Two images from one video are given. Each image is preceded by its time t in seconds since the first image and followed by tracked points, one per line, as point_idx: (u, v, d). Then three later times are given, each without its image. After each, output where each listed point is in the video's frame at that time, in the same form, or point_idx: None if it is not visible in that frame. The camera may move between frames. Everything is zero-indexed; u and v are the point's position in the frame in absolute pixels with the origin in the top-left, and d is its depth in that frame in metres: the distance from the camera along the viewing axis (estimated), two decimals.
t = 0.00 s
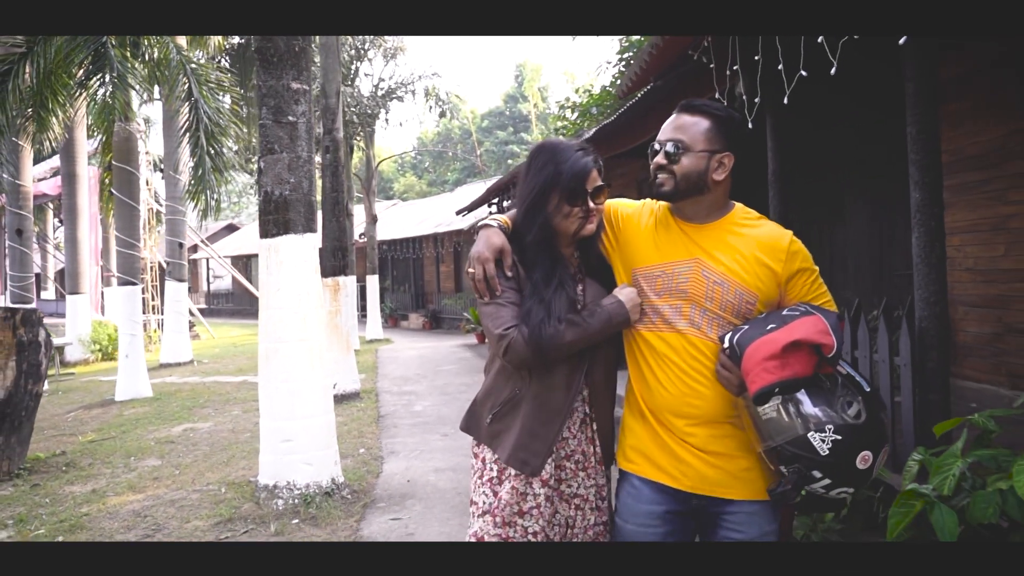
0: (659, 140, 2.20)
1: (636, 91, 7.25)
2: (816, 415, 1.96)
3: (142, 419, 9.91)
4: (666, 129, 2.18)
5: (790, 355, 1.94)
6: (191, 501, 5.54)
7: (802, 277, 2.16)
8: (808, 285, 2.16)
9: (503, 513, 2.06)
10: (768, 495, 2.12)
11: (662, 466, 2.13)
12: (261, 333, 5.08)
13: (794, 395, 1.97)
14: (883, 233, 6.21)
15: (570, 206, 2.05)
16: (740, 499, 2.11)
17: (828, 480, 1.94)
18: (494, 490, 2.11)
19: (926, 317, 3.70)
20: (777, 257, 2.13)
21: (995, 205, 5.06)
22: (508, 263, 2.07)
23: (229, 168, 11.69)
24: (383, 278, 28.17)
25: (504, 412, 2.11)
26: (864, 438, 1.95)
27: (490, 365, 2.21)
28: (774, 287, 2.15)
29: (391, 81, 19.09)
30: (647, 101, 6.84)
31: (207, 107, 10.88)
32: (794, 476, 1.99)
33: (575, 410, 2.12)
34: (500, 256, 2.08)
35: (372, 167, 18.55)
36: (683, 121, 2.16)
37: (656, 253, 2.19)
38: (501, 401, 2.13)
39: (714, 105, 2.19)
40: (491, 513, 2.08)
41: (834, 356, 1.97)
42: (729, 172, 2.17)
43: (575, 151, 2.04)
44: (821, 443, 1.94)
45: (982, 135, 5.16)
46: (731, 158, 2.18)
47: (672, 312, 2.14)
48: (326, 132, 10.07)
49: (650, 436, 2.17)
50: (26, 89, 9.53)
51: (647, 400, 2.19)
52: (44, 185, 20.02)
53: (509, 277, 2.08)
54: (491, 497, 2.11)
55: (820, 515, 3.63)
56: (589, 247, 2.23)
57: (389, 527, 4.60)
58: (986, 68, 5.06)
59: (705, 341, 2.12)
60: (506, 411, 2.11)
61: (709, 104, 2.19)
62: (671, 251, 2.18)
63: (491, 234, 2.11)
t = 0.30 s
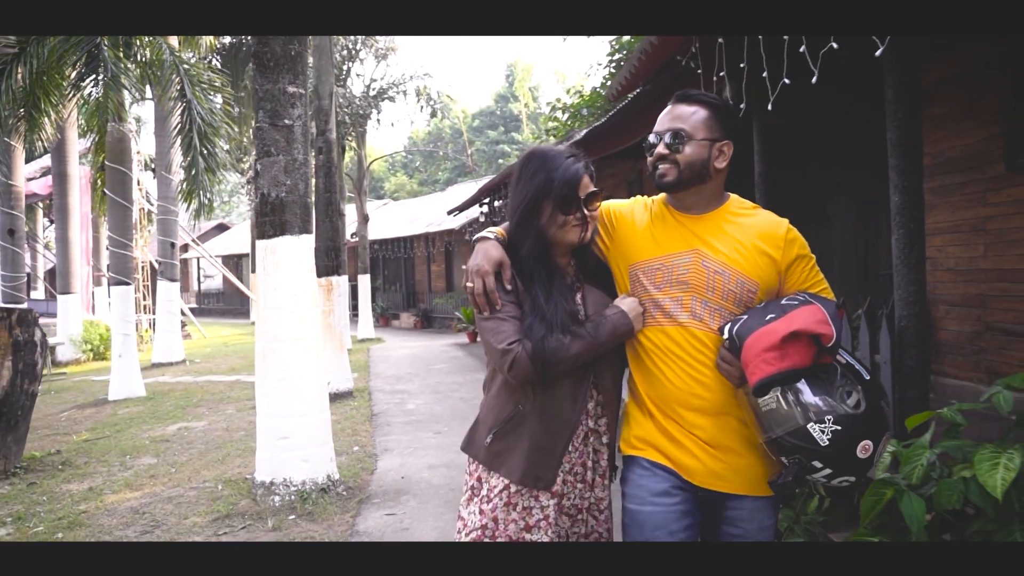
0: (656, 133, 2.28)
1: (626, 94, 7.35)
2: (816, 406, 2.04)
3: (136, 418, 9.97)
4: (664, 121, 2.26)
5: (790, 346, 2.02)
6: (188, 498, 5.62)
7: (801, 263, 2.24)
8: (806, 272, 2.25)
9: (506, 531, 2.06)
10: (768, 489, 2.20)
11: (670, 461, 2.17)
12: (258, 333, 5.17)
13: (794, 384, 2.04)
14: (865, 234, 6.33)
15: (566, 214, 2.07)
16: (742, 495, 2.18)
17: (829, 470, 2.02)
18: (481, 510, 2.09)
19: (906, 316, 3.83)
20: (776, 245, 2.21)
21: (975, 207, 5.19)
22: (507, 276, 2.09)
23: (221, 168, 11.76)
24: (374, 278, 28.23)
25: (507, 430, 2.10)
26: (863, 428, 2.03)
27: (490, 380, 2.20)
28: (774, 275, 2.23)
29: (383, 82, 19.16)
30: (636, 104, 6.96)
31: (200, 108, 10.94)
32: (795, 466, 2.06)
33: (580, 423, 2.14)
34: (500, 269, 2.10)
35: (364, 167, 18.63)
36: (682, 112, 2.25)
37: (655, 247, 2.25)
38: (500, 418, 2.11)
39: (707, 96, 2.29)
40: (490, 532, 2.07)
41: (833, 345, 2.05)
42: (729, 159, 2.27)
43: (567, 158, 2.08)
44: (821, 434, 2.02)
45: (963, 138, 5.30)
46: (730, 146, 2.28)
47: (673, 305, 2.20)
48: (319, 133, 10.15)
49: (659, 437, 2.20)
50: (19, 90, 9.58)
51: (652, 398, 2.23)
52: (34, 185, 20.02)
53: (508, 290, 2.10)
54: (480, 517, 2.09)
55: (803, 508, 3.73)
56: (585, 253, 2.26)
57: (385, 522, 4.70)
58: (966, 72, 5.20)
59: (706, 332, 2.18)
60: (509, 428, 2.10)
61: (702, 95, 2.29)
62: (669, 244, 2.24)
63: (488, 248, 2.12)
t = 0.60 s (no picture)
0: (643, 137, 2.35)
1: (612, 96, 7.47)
2: (817, 410, 2.10)
3: (127, 417, 10.03)
4: (652, 125, 2.33)
5: (795, 350, 2.08)
6: (182, 494, 5.71)
7: (791, 266, 2.32)
8: (797, 273, 2.34)
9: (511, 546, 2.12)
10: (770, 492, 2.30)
11: (675, 469, 2.22)
12: (251, 332, 5.25)
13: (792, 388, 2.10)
14: (844, 234, 6.45)
15: (553, 217, 2.11)
16: (746, 501, 2.27)
17: (831, 472, 2.09)
18: (482, 523, 2.14)
19: (882, 312, 3.95)
20: (768, 248, 2.29)
21: (950, 206, 5.33)
22: (496, 285, 2.10)
23: (211, 168, 11.83)
24: (363, 277, 28.28)
25: (504, 440, 2.11)
26: (863, 430, 2.10)
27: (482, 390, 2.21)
28: (768, 277, 2.31)
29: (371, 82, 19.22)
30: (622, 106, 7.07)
31: (189, 108, 11.02)
32: (799, 471, 2.13)
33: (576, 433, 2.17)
34: (488, 279, 2.10)
35: (352, 167, 18.69)
36: (670, 116, 2.32)
37: (649, 256, 2.31)
38: (498, 427, 2.12)
39: (691, 99, 2.37)
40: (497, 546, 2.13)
41: (835, 347, 2.11)
42: (715, 162, 2.35)
43: (552, 160, 2.11)
44: (824, 438, 2.08)
45: (938, 139, 5.44)
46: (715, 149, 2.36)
47: (669, 315, 2.25)
48: (309, 133, 10.24)
49: (662, 444, 2.25)
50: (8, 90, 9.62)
51: (652, 410, 2.27)
52: (22, 185, 20.01)
53: (499, 299, 2.11)
54: (483, 531, 2.14)
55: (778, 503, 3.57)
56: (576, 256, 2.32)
57: (377, 516, 4.81)
58: (942, 75, 5.35)
59: (704, 340, 2.24)
60: (506, 439, 2.11)
61: (687, 98, 2.37)
62: (663, 252, 2.31)
63: (473, 257, 2.13)
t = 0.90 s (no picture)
0: (640, 147, 2.28)
1: (602, 98, 7.59)
2: (821, 423, 2.06)
3: (122, 416, 10.11)
4: (650, 137, 2.27)
5: (797, 370, 2.06)
6: (180, 490, 5.81)
7: (785, 273, 2.29)
8: (790, 280, 2.30)
9: (514, 540, 2.12)
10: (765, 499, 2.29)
11: (676, 477, 2.22)
12: (247, 329, 5.34)
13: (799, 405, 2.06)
14: (830, 233, 6.57)
15: (545, 206, 2.09)
16: (746, 506, 2.26)
17: (834, 482, 2.07)
18: (486, 519, 2.14)
19: (862, 310, 4.07)
20: (762, 257, 2.26)
21: (932, 206, 5.47)
22: (486, 281, 2.09)
23: (205, 168, 11.92)
24: (355, 276, 28.37)
25: (492, 435, 2.12)
26: (864, 440, 2.08)
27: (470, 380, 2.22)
28: (761, 286, 2.28)
29: (364, 82, 19.33)
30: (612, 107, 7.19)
31: (183, 109, 11.11)
32: (802, 480, 2.11)
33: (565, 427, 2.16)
34: (477, 274, 2.10)
35: (345, 166, 18.80)
36: (667, 127, 2.27)
37: (642, 264, 2.28)
38: (485, 422, 2.13)
39: (682, 105, 2.32)
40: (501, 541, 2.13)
41: (836, 364, 2.09)
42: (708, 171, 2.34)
43: (545, 149, 2.10)
44: (828, 450, 2.05)
45: (920, 141, 5.58)
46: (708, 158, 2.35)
47: (663, 324, 2.24)
48: (303, 134, 10.34)
49: (661, 450, 2.25)
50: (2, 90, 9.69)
51: (651, 417, 2.27)
52: (15, 184, 20.05)
53: (489, 294, 2.11)
54: (486, 526, 2.14)
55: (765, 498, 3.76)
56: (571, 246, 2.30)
57: (372, 509, 4.93)
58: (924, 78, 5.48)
59: (699, 350, 2.24)
60: (495, 431, 2.12)
61: (678, 104, 2.32)
62: (657, 261, 2.28)
63: (464, 252, 2.11)
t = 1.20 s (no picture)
0: (655, 152, 2.23)
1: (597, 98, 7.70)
2: (820, 424, 2.07)
3: (123, 413, 10.22)
4: (670, 141, 2.22)
5: (800, 373, 2.08)
6: (183, 483, 5.92)
7: (783, 269, 2.32)
8: (790, 277, 2.33)
9: (510, 527, 2.13)
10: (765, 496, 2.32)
11: (682, 473, 2.23)
12: (248, 325, 5.45)
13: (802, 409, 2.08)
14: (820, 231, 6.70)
15: (542, 194, 2.11)
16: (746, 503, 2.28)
17: (832, 481, 2.09)
18: (481, 509, 2.14)
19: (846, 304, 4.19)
20: (762, 254, 2.28)
21: (917, 205, 5.61)
22: (479, 274, 2.12)
23: (204, 167, 12.04)
24: (354, 275, 28.48)
25: (478, 426, 2.13)
26: (863, 440, 2.09)
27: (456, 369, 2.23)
28: (761, 283, 2.29)
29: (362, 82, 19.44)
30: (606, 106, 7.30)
31: (182, 110, 11.21)
32: (801, 478, 2.14)
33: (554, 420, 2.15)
34: (470, 266, 2.12)
35: (343, 166, 18.91)
36: (681, 128, 2.24)
37: (641, 259, 2.30)
38: (469, 414, 2.14)
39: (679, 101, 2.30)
40: (497, 531, 2.13)
41: (836, 365, 2.11)
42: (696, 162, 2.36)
43: (541, 137, 2.12)
44: (827, 451, 2.07)
45: (907, 141, 5.70)
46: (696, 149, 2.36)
47: (663, 319, 2.25)
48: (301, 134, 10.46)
49: (661, 444, 2.26)
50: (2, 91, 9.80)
51: (651, 411, 2.27)
52: (14, 184, 20.14)
53: (481, 287, 2.13)
54: (483, 516, 2.14)
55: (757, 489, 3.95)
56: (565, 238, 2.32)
57: (372, 500, 5.06)
58: (910, 79, 5.61)
59: (699, 346, 2.24)
60: (480, 424, 2.13)
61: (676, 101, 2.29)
62: (658, 256, 2.29)
63: (458, 243, 2.14)
